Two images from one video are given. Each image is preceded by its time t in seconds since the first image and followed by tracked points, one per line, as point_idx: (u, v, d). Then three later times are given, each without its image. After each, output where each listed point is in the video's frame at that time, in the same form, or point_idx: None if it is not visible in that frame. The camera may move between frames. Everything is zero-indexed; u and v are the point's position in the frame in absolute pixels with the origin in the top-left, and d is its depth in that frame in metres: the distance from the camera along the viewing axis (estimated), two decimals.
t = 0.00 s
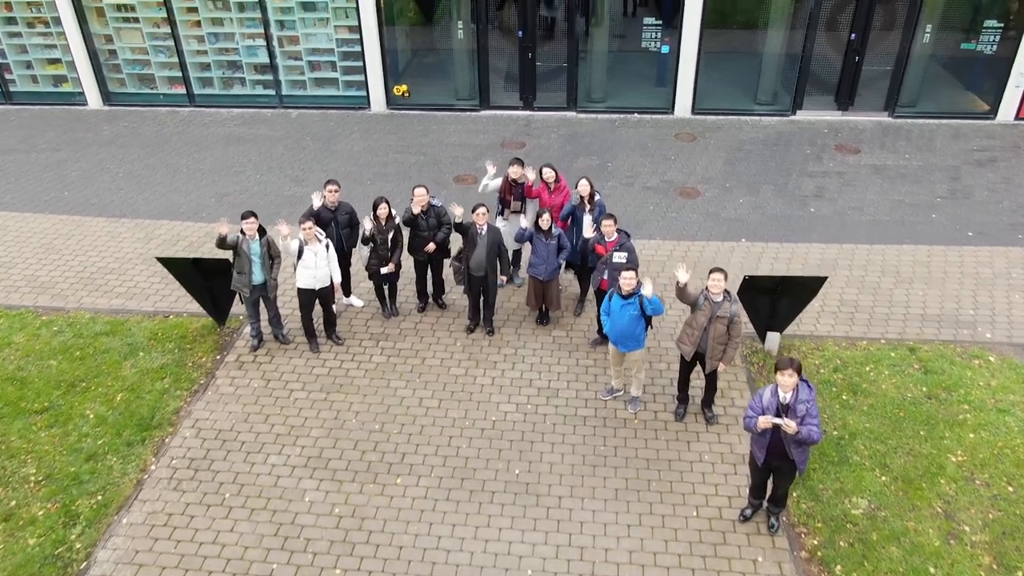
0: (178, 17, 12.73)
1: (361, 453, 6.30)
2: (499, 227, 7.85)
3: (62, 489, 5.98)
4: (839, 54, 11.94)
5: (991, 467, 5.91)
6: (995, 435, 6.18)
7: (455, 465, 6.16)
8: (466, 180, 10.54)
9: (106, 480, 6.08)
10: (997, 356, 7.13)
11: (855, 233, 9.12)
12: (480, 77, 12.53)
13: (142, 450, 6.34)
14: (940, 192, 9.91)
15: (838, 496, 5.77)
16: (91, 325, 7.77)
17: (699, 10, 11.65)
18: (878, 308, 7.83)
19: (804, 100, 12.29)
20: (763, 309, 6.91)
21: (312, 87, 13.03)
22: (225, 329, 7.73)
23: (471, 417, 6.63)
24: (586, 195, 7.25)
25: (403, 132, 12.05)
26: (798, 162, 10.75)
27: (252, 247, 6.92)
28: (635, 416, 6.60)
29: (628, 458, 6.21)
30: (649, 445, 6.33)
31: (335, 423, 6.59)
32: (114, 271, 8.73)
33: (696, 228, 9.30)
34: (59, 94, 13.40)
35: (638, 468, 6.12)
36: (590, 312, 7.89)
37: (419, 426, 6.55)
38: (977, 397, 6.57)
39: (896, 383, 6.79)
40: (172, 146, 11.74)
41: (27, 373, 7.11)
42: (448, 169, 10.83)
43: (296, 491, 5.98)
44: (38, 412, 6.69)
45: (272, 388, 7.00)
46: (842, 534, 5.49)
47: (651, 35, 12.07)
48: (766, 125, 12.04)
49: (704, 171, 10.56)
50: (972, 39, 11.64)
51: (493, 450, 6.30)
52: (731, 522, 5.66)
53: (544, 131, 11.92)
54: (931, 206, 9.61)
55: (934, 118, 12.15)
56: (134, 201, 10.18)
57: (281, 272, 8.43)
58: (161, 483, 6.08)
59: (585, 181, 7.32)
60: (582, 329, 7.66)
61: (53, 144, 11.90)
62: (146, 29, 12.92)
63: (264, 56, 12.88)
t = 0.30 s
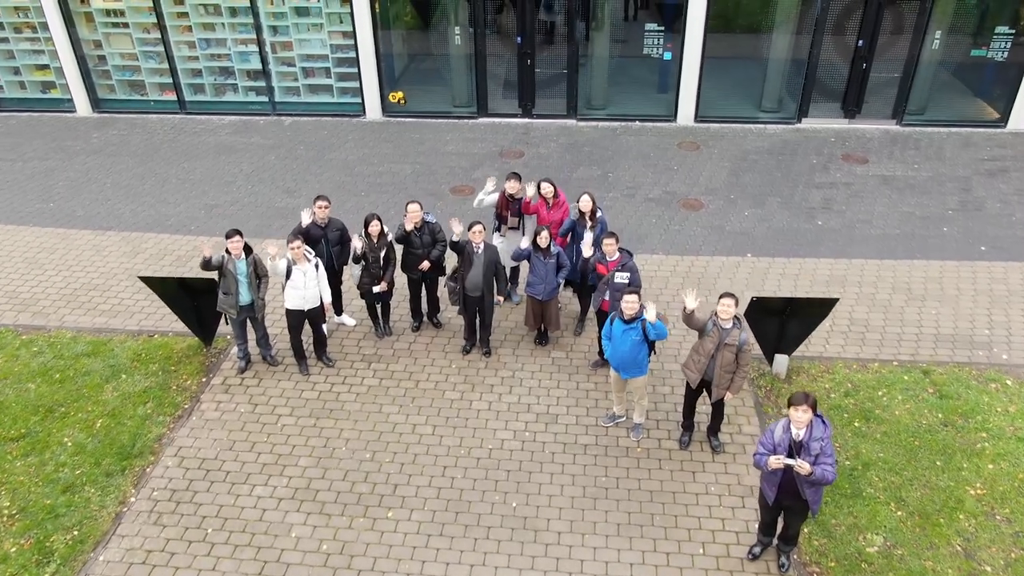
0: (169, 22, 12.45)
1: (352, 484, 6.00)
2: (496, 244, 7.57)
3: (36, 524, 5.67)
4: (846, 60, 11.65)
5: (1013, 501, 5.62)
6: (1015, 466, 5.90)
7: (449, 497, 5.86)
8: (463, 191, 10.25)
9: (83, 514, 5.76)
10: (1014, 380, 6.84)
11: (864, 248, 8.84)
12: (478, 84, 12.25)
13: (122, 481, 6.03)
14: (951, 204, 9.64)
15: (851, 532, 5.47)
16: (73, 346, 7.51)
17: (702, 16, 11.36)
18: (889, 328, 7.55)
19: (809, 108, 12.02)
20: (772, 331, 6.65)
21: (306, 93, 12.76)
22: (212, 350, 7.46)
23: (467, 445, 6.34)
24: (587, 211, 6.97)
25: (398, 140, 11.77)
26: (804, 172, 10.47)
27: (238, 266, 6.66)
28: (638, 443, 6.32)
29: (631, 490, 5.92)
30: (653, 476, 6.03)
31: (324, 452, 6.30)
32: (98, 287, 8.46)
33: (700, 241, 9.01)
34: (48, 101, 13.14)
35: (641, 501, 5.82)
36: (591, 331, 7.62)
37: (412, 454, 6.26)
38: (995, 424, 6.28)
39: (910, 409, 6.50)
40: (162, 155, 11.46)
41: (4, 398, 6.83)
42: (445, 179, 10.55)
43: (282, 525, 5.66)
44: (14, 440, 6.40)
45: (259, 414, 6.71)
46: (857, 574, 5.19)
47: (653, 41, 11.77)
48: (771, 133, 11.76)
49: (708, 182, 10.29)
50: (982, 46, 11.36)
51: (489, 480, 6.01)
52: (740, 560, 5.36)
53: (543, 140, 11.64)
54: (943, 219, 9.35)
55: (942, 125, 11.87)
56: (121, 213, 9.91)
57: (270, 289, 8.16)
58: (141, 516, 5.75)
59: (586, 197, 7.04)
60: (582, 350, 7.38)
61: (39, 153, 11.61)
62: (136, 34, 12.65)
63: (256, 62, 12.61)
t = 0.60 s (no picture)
0: (165, 24, 12.34)
1: (348, 499, 5.87)
2: (495, 252, 7.45)
3: (25, 540, 5.53)
4: (848, 63, 11.53)
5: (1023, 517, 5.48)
6: None
7: (447, 512, 5.74)
8: (462, 196, 10.13)
9: (74, 529, 5.62)
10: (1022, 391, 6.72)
11: (868, 254, 8.72)
12: (477, 87, 12.14)
13: (113, 495, 5.90)
14: (956, 210, 9.52)
15: (858, 549, 5.33)
16: (65, 355, 7.40)
17: (704, 19, 11.24)
18: (894, 338, 7.43)
19: (812, 112, 11.90)
20: (775, 341, 6.53)
21: (304, 97, 12.65)
22: (206, 359, 7.35)
23: (465, 458, 6.22)
24: (587, 220, 6.85)
25: (397, 144, 11.65)
26: (807, 177, 10.36)
27: (232, 276, 6.57)
28: (640, 456, 6.20)
29: (632, 505, 5.79)
30: (654, 490, 5.91)
31: (320, 465, 6.18)
32: (91, 295, 8.34)
33: (702, 248, 8.89)
34: (43, 104, 13.02)
35: (643, 517, 5.70)
36: (591, 340, 7.50)
37: (409, 468, 6.14)
38: (1004, 437, 6.16)
39: (917, 421, 6.38)
40: (158, 159, 11.34)
41: None
42: (444, 184, 10.43)
43: (277, 542, 5.53)
44: (3, 452, 6.27)
45: (253, 426, 6.59)
46: None
47: (654, 44, 11.65)
48: (773, 137, 11.65)
49: (710, 187, 10.17)
50: (987, 49, 11.25)
51: (488, 495, 5.89)
52: None
53: (543, 144, 11.52)
54: (948, 225, 9.23)
55: (946, 129, 11.75)
56: (116, 219, 9.80)
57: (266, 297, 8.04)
58: (132, 532, 5.62)
59: (587, 205, 6.89)
60: (583, 359, 7.26)
61: (33, 157, 11.49)
62: (132, 37, 12.54)
63: (253, 66, 12.51)
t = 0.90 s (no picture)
0: (165, 28, 12.34)
1: (350, 506, 5.87)
2: (496, 258, 7.45)
3: (26, 548, 5.53)
4: (849, 67, 11.53)
5: None
6: None
7: (449, 520, 5.73)
8: (463, 201, 10.13)
9: (75, 537, 5.62)
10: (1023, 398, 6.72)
11: (869, 260, 8.72)
12: (478, 91, 12.15)
13: (115, 503, 5.90)
14: (957, 215, 9.53)
15: (860, 557, 5.32)
16: (66, 361, 7.40)
17: (704, 23, 11.26)
18: (896, 344, 7.43)
19: (812, 116, 11.90)
20: (776, 347, 6.54)
21: (304, 100, 12.65)
22: (207, 365, 7.35)
23: (466, 465, 6.22)
24: (587, 226, 6.85)
25: (397, 148, 11.65)
26: (808, 182, 10.36)
27: (233, 283, 6.58)
28: (641, 463, 6.20)
29: (634, 513, 5.79)
30: (655, 498, 5.91)
31: (321, 472, 6.18)
32: (92, 300, 8.34)
33: (702, 253, 8.89)
34: (43, 107, 13.02)
35: (643, 524, 5.69)
36: (592, 346, 7.51)
37: (410, 475, 6.14)
38: (1005, 444, 6.16)
39: (918, 428, 6.38)
40: (158, 163, 11.34)
41: None
42: (444, 189, 10.43)
43: (278, 549, 5.53)
44: (4, 460, 6.27)
45: (254, 433, 6.58)
46: None
47: (655, 49, 11.65)
48: (774, 142, 11.65)
49: (711, 192, 10.17)
50: (987, 53, 11.26)
51: (489, 502, 5.89)
52: None
53: (543, 148, 11.52)
54: (949, 230, 9.24)
55: (946, 134, 11.76)
56: (116, 224, 9.80)
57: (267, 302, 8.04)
58: (134, 540, 5.62)
59: (588, 211, 6.87)
60: (583, 366, 7.26)
61: (34, 161, 11.48)
62: (132, 41, 12.55)
63: (253, 69, 12.51)
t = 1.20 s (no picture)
0: (170, 42, 12.49)
1: (357, 523, 6.04)
2: (499, 276, 7.61)
3: (43, 565, 5.68)
4: (847, 80, 11.66)
5: (1013, 543, 5.64)
6: (1015, 505, 5.93)
7: (453, 537, 5.89)
8: (466, 215, 10.29)
9: (90, 554, 5.78)
10: (1014, 415, 6.88)
11: (865, 276, 8.88)
12: (480, 105, 12.30)
13: (128, 520, 6.06)
14: (952, 230, 9.69)
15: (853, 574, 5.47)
16: (77, 378, 7.55)
17: (704, 29, 11.36)
18: (890, 361, 7.58)
19: (810, 129, 12.06)
20: (773, 365, 6.67)
21: (308, 113, 12.80)
22: (215, 381, 7.51)
23: (470, 482, 6.38)
24: (587, 246, 6.98)
25: (400, 162, 11.81)
26: (805, 196, 10.52)
27: (241, 303, 6.74)
28: (640, 480, 6.36)
29: (633, 529, 5.95)
30: (654, 515, 6.06)
31: (329, 489, 6.35)
32: (102, 316, 8.50)
33: (701, 269, 9.05)
34: (49, 120, 13.17)
35: (643, 541, 5.85)
36: (593, 363, 7.67)
37: (416, 492, 6.30)
38: (995, 462, 6.32)
39: (911, 446, 6.54)
40: (164, 177, 11.50)
41: (10, 433, 6.87)
42: (447, 203, 10.58)
43: (288, 566, 5.69)
44: (20, 477, 6.43)
45: (263, 450, 6.75)
46: None
47: (654, 64, 11.84)
48: (772, 155, 11.81)
49: (709, 206, 10.33)
50: (983, 67, 11.41)
51: (492, 519, 6.05)
52: None
53: (544, 162, 11.68)
54: (943, 245, 9.40)
55: (942, 147, 11.92)
56: (124, 238, 9.96)
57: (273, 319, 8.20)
58: (148, 557, 5.78)
59: (587, 231, 7.01)
60: (584, 383, 7.42)
61: (42, 175, 11.64)
62: (138, 54, 12.69)
63: (258, 83, 12.66)
